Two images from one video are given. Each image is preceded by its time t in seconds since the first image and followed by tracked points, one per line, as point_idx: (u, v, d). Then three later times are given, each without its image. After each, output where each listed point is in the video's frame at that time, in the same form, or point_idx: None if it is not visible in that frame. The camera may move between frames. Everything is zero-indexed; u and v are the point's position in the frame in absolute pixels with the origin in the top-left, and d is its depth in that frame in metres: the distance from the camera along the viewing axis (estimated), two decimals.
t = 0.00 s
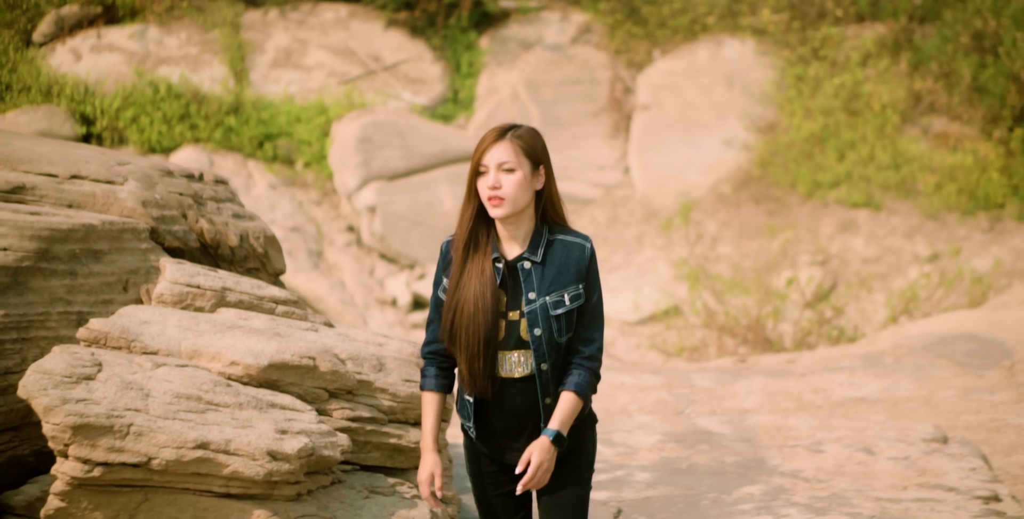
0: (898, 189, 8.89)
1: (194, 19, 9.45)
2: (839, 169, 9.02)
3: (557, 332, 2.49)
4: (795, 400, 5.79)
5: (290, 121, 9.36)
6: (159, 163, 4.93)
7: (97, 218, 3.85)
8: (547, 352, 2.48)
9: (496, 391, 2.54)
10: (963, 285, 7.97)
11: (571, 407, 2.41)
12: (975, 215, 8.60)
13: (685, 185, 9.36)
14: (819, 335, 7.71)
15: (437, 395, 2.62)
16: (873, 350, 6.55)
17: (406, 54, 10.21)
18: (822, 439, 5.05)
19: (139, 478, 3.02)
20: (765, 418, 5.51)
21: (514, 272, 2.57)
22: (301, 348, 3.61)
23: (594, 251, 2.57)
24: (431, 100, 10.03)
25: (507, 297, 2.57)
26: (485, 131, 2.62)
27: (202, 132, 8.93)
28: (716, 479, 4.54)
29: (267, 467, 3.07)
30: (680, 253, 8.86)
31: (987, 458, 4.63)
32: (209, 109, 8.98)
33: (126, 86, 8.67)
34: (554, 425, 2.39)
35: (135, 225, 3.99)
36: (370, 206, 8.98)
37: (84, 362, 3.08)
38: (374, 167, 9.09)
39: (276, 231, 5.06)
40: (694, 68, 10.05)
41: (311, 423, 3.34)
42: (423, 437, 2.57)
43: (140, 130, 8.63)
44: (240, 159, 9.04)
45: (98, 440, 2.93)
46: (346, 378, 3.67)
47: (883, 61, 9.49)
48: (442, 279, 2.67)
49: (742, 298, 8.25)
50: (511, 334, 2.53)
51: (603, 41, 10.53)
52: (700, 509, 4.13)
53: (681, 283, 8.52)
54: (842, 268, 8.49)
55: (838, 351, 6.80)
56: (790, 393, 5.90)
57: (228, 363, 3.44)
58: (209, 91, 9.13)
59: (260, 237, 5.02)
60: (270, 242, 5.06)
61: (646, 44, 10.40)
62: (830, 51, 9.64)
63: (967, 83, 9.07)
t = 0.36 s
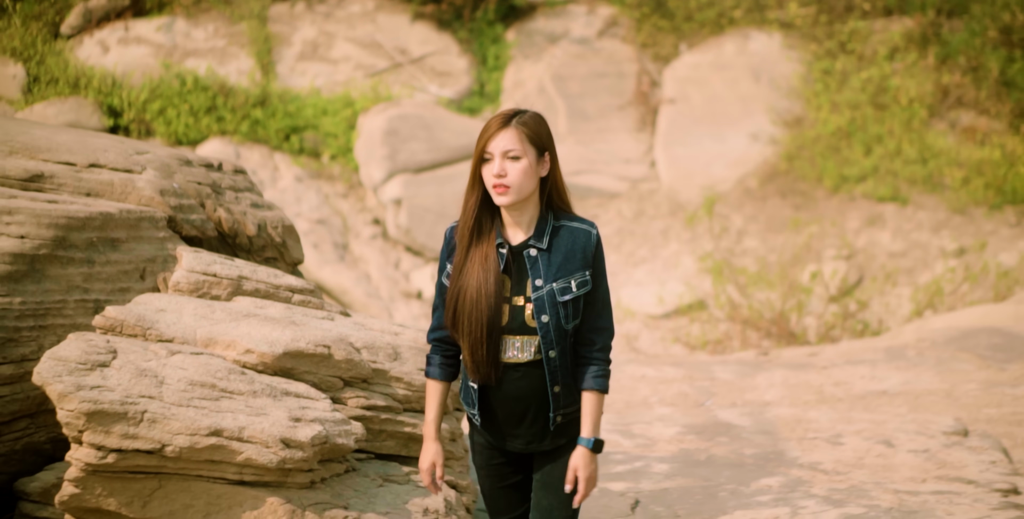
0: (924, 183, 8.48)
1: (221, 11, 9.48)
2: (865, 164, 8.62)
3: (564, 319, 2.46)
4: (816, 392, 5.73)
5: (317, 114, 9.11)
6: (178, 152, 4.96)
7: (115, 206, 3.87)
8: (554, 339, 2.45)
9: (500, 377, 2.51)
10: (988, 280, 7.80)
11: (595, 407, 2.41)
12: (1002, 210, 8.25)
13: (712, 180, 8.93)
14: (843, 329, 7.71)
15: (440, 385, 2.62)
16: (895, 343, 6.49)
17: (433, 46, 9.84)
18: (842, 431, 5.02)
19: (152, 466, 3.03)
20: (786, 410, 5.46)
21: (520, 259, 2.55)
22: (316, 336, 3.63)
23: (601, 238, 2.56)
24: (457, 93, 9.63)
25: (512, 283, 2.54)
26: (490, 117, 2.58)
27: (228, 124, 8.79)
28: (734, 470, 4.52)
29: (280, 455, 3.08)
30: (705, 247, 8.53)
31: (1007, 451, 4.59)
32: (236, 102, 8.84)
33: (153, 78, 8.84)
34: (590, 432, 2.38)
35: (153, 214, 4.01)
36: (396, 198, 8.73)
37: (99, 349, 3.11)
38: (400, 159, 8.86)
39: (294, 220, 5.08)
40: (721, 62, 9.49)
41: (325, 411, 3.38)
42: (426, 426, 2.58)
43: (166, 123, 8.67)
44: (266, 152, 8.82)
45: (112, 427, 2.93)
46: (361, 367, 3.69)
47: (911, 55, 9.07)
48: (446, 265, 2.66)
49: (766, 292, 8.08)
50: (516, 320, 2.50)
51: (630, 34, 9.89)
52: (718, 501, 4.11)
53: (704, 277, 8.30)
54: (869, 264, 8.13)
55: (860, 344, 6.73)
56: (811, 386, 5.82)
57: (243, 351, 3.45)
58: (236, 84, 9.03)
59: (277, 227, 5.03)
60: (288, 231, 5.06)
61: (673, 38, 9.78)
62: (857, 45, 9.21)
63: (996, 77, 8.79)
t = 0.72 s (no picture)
0: (955, 180, 8.20)
1: (252, 6, 9.33)
2: (897, 160, 8.35)
3: (573, 317, 2.45)
4: (841, 388, 5.66)
5: (347, 109, 9.04)
6: (200, 144, 4.98)
7: (136, 198, 3.89)
8: (563, 337, 2.44)
9: (505, 373, 2.48)
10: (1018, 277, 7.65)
11: (635, 395, 2.52)
12: None
13: (742, 175, 8.77)
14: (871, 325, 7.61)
15: (454, 377, 2.61)
16: (921, 339, 6.42)
17: (463, 41, 9.72)
18: (865, 426, 4.97)
19: (170, 455, 3.05)
20: (809, 405, 5.42)
21: (528, 255, 2.54)
22: (334, 327, 3.65)
23: (613, 234, 2.56)
24: (487, 89, 9.52)
25: (519, 278, 2.52)
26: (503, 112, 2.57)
27: (259, 118, 8.76)
28: (756, 465, 4.49)
29: (297, 445, 3.09)
30: (735, 242, 8.45)
31: None
32: (266, 96, 8.82)
33: (184, 72, 8.75)
34: (637, 420, 2.50)
35: (174, 206, 4.04)
36: (425, 193, 8.47)
37: (118, 339, 3.14)
38: (429, 154, 8.60)
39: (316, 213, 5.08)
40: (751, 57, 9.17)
41: (343, 402, 3.39)
42: (442, 417, 2.59)
43: (197, 117, 8.63)
44: (297, 146, 8.83)
45: (129, 417, 2.95)
46: (380, 358, 3.69)
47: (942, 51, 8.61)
48: (455, 258, 2.66)
49: (793, 287, 7.99)
50: (523, 316, 2.48)
51: (660, 30, 9.67)
52: (738, 494, 4.08)
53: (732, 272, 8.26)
54: (902, 260, 7.95)
55: (885, 340, 6.65)
56: (836, 381, 5.75)
57: (262, 341, 3.47)
58: (266, 79, 8.97)
59: (299, 219, 5.06)
60: (310, 223, 5.09)
61: (703, 34, 9.48)
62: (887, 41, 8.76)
63: None
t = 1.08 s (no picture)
0: (987, 183, 7.81)
1: (283, 8, 9.38)
2: (927, 163, 8.01)
3: (587, 331, 2.42)
4: (867, 391, 5.58)
5: (377, 111, 8.95)
6: (223, 145, 5.00)
7: (159, 199, 3.91)
8: (576, 351, 2.41)
9: (514, 385, 2.47)
10: None
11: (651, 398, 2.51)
12: None
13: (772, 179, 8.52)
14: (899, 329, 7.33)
15: (469, 386, 2.60)
16: (948, 342, 6.31)
17: (494, 44, 9.56)
18: (890, 430, 4.90)
19: (189, 455, 3.06)
20: (834, 409, 5.35)
21: (541, 266, 2.51)
22: (355, 328, 3.65)
23: (629, 247, 2.50)
24: (518, 90, 9.32)
25: (531, 289, 2.50)
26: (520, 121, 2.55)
27: (290, 120, 8.75)
28: (780, 467, 4.44)
29: (315, 445, 3.10)
30: (764, 246, 8.17)
31: None
32: (297, 98, 8.80)
33: (216, 74, 8.82)
34: (654, 420, 2.52)
35: (197, 206, 4.06)
36: (455, 196, 8.38)
37: (138, 339, 3.16)
38: (460, 157, 8.50)
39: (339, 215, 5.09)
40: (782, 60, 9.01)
41: (361, 403, 3.39)
42: (456, 424, 2.57)
43: (228, 119, 8.67)
44: (327, 149, 8.73)
45: (149, 416, 2.96)
46: (400, 360, 3.69)
47: (974, 54, 8.30)
48: (469, 267, 2.65)
49: (822, 291, 7.71)
50: (534, 328, 2.46)
51: (691, 33, 9.50)
52: (761, 498, 4.04)
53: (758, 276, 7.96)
54: (932, 263, 7.60)
55: (913, 344, 6.53)
56: (862, 384, 5.67)
57: (282, 342, 3.48)
58: (297, 82, 8.94)
59: (322, 220, 5.07)
60: (333, 224, 5.10)
61: (734, 36, 9.35)
62: (920, 44, 8.52)
63: None
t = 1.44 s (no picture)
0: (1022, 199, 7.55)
1: (316, 21, 9.36)
2: (960, 179, 7.75)
3: (602, 366, 2.40)
4: (896, 407, 5.47)
5: (409, 125, 8.80)
6: (250, 158, 5.03)
7: (185, 211, 3.94)
8: (592, 386, 2.39)
9: (527, 418, 2.46)
10: None
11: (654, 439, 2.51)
12: None
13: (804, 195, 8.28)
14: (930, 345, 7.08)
15: (483, 413, 2.57)
16: (978, 359, 6.17)
17: (526, 57, 9.43)
18: (917, 446, 4.80)
19: (211, 467, 3.06)
20: (861, 425, 5.26)
21: (558, 297, 2.48)
22: (378, 342, 3.64)
23: (646, 278, 2.47)
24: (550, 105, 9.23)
25: (546, 321, 2.48)
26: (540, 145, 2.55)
27: (322, 134, 8.61)
28: (805, 483, 4.37)
29: (337, 458, 3.10)
30: (794, 261, 7.97)
31: None
32: (330, 111, 8.68)
33: (249, 87, 8.75)
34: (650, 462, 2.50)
35: (222, 219, 4.09)
36: (487, 210, 8.27)
37: (161, 351, 3.16)
38: (491, 171, 8.40)
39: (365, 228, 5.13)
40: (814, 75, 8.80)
41: (383, 416, 3.40)
42: (470, 453, 2.54)
43: (260, 132, 8.57)
44: (359, 162, 8.58)
45: (172, 428, 2.96)
46: (423, 373, 3.67)
47: (1009, 69, 8.02)
48: (483, 295, 2.63)
49: (852, 307, 7.51)
50: (549, 361, 2.44)
51: (723, 47, 9.33)
52: (786, 514, 3.96)
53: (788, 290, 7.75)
54: (965, 279, 7.34)
55: (943, 360, 6.39)
56: (891, 401, 5.56)
57: (305, 355, 3.48)
58: (330, 95, 8.85)
59: (348, 233, 5.10)
60: (358, 238, 5.14)
61: (767, 51, 9.20)
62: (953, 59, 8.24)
63: None
